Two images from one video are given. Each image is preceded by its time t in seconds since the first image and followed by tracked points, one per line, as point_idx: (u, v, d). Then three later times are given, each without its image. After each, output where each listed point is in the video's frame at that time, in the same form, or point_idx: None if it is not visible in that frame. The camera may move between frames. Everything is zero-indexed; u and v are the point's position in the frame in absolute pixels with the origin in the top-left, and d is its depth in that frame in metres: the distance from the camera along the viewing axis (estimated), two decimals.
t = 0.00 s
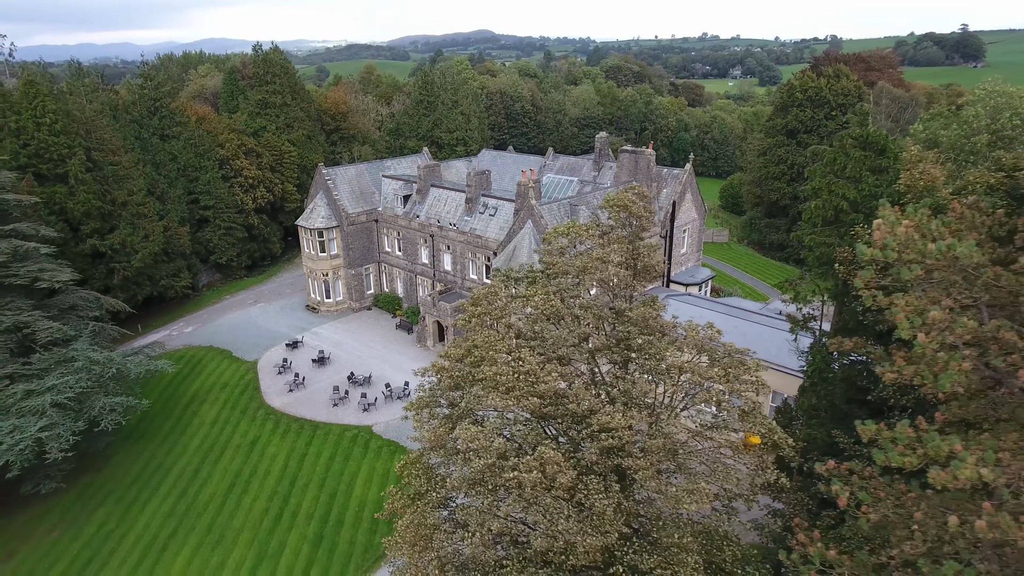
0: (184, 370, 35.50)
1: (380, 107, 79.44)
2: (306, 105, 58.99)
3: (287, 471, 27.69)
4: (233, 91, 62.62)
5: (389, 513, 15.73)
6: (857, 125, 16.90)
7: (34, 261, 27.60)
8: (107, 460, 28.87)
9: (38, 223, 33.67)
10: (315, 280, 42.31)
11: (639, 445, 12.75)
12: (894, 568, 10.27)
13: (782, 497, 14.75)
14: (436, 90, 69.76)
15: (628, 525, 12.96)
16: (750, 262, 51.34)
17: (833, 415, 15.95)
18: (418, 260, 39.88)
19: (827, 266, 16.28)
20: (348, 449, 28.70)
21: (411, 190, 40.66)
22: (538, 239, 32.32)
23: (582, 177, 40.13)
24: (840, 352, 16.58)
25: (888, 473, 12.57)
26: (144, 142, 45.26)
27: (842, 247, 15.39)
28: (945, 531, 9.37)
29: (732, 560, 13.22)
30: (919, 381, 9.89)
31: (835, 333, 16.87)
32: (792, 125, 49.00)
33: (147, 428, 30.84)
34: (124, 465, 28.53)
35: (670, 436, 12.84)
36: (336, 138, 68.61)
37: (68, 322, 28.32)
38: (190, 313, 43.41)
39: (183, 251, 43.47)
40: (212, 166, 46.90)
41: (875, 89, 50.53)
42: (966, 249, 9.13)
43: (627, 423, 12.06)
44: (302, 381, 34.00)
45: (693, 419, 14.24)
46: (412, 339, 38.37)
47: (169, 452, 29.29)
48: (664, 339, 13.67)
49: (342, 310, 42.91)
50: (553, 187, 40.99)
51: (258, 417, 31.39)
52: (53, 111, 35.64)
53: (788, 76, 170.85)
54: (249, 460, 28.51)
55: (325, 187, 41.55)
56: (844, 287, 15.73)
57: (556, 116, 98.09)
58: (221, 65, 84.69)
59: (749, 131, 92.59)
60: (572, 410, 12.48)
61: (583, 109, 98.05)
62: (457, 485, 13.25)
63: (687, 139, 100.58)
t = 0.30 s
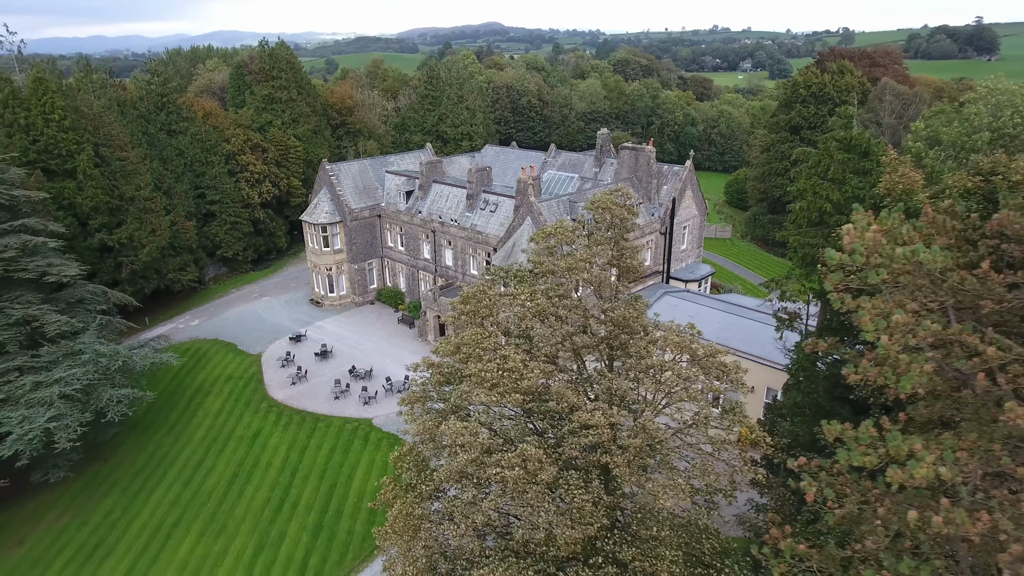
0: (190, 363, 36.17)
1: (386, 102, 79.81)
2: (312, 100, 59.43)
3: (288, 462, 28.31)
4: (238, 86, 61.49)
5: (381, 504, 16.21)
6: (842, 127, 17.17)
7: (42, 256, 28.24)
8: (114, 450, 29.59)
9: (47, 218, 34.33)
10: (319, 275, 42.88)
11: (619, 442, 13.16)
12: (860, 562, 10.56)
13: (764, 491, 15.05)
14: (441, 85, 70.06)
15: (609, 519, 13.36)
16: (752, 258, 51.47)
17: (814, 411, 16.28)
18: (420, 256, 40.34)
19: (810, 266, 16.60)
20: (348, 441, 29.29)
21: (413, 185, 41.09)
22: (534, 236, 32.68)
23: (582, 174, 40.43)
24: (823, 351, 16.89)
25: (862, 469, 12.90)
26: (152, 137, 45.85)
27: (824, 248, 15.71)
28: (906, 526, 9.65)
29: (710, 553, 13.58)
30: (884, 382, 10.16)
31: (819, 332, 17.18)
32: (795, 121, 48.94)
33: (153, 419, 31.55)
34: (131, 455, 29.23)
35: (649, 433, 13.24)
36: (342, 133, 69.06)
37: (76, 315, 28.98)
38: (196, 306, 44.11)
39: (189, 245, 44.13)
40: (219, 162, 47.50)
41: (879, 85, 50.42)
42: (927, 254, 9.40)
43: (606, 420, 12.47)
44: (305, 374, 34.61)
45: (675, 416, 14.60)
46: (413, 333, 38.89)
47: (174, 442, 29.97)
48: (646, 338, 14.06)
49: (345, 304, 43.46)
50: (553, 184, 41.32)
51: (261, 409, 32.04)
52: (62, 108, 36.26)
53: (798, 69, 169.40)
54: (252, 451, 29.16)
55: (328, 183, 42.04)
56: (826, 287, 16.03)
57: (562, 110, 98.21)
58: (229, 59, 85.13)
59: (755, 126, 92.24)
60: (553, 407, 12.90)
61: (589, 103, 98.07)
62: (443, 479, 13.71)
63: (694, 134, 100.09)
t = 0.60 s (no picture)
0: (198, 355, 36.93)
1: (394, 97, 80.21)
2: (320, 95, 59.90)
3: (292, 453, 28.96)
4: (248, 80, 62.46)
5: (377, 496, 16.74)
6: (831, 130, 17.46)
7: (54, 250, 28.96)
8: (124, 440, 30.38)
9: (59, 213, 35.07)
10: (325, 269, 43.47)
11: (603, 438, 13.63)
12: (830, 556, 10.94)
13: (747, 487, 15.41)
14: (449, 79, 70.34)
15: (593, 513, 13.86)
16: (756, 254, 51.55)
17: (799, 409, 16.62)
18: (424, 251, 40.83)
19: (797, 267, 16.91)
20: (351, 434, 29.89)
21: (418, 181, 41.58)
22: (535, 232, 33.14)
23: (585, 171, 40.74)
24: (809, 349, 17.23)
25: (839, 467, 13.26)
26: (162, 133, 46.51)
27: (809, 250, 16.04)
28: (872, 522, 10.03)
29: (692, 546, 14.00)
30: (854, 382, 10.51)
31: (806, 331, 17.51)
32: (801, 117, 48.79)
33: (162, 410, 32.32)
34: (140, 445, 30.00)
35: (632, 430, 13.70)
36: (350, 128, 69.56)
37: (87, 308, 29.72)
38: (205, 299, 44.91)
39: (198, 239, 44.86)
40: (228, 157, 48.15)
41: (886, 81, 50.17)
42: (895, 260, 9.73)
43: (588, 417, 12.95)
44: (310, 367, 35.26)
45: (660, 413, 15.06)
46: (417, 327, 39.44)
47: (182, 433, 30.71)
48: (632, 337, 14.46)
49: (351, 298, 44.06)
50: (556, 180, 41.66)
51: (266, 401, 32.72)
52: (74, 105, 36.95)
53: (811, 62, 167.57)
54: (257, 442, 29.84)
55: (335, 178, 42.58)
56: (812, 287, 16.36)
57: (571, 104, 98.15)
58: (239, 54, 85.73)
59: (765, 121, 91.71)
60: (538, 404, 13.38)
61: (598, 98, 96.96)
62: (434, 472, 14.23)
63: (703, 129, 98.73)
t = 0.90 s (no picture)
0: (209, 347, 37.81)
1: (406, 92, 80.63)
2: (331, 90, 60.47)
3: (299, 443, 29.67)
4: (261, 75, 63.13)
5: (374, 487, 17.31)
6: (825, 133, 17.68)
7: (71, 244, 29.79)
8: (138, 428, 31.31)
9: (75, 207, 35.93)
10: (334, 263, 44.14)
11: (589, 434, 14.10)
12: (804, 551, 11.33)
13: (734, 483, 15.82)
14: (460, 74, 70.58)
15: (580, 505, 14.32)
16: (764, 251, 51.53)
17: (787, 408, 16.97)
18: (431, 246, 41.35)
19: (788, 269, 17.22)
20: (357, 425, 30.56)
21: (426, 177, 42.05)
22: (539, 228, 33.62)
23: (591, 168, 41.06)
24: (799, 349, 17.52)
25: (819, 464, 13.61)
26: (176, 128, 47.35)
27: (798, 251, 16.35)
28: (842, 519, 10.39)
29: (677, 540, 14.44)
30: (828, 384, 10.86)
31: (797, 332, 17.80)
32: (811, 114, 48.59)
33: (174, 400, 33.20)
34: (153, 433, 30.91)
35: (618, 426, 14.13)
36: (361, 122, 70.12)
37: (102, 300, 30.59)
38: (217, 292, 45.82)
39: (211, 233, 45.69)
40: (240, 151, 48.89)
41: (898, 78, 49.79)
42: (867, 266, 10.05)
43: (575, 413, 13.40)
44: (318, 359, 35.98)
45: (649, 409, 15.48)
46: (424, 322, 40.02)
47: (193, 423, 31.56)
48: (622, 336, 14.88)
49: (360, 292, 44.76)
50: (562, 177, 42.04)
51: (275, 392, 33.48)
52: (91, 101, 37.79)
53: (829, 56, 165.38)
54: (266, 432, 30.59)
55: (344, 174, 43.18)
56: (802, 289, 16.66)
57: (583, 99, 97.97)
58: (253, 48, 86.45)
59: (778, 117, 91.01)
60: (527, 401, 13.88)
61: (610, 92, 96.35)
62: (428, 465, 14.76)
63: (715, 125, 97.56)
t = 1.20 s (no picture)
0: (222, 339, 38.69)
1: (418, 86, 81.08)
2: (344, 85, 61.09)
3: (307, 434, 30.43)
4: (276, 70, 63.86)
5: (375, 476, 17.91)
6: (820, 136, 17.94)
7: (88, 237, 30.69)
8: (153, 417, 32.24)
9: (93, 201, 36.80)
10: (345, 257, 44.80)
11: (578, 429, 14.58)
12: (782, 545, 11.71)
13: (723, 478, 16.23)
14: (472, 69, 70.85)
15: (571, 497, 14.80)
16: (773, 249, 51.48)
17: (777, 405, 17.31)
18: (440, 241, 41.91)
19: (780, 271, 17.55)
20: (363, 417, 31.25)
21: (435, 173, 42.55)
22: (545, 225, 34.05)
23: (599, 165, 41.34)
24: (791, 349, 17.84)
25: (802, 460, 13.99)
26: (191, 123, 48.22)
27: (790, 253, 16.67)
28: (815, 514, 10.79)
29: (665, 532, 14.88)
30: (805, 383, 11.25)
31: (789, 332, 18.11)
32: (821, 111, 48.40)
33: (187, 390, 34.11)
34: (166, 422, 31.83)
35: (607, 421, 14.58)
36: (374, 117, 70.73)
37: (118, 292, 31.50)
38: (230, 285, 46.74)
39: (225, 226, 46.57)
40: (254, 146, 49.69)
41: (911, 76, 49.39)
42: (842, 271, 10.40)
43: (565, 408, 13.90)
44: (327, 351, 36.73)
45: (639, 406, 15.92)
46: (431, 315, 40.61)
47: (205, 412, 32.44)
48: (613, 334, 15.32)
49: (369, 286, 45.47)
50: (569, 173, 42.36)
51: (285, 384, 34.28)
52: (109, 97, 38.68)
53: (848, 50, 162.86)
54: (275, 423, 31.38)
55: (355, 169, 43.80)
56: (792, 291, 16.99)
57: (595, 93, 97.73)
58: (268, 42, 87.23)
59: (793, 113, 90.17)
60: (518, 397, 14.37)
61: (623, 87, 95.89)
62: (424, 456, 15.32)
63: (729, 120, 95.89)
